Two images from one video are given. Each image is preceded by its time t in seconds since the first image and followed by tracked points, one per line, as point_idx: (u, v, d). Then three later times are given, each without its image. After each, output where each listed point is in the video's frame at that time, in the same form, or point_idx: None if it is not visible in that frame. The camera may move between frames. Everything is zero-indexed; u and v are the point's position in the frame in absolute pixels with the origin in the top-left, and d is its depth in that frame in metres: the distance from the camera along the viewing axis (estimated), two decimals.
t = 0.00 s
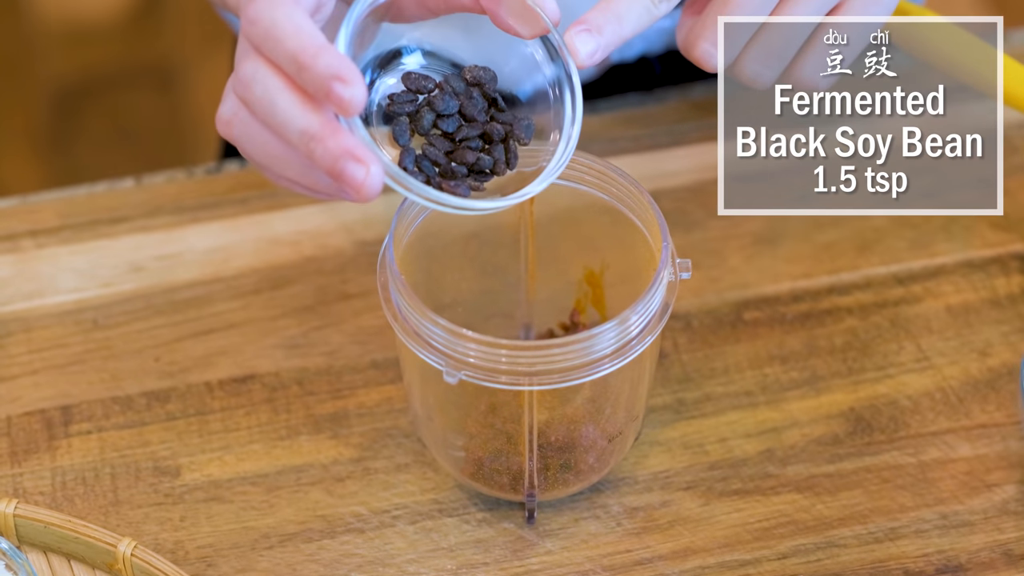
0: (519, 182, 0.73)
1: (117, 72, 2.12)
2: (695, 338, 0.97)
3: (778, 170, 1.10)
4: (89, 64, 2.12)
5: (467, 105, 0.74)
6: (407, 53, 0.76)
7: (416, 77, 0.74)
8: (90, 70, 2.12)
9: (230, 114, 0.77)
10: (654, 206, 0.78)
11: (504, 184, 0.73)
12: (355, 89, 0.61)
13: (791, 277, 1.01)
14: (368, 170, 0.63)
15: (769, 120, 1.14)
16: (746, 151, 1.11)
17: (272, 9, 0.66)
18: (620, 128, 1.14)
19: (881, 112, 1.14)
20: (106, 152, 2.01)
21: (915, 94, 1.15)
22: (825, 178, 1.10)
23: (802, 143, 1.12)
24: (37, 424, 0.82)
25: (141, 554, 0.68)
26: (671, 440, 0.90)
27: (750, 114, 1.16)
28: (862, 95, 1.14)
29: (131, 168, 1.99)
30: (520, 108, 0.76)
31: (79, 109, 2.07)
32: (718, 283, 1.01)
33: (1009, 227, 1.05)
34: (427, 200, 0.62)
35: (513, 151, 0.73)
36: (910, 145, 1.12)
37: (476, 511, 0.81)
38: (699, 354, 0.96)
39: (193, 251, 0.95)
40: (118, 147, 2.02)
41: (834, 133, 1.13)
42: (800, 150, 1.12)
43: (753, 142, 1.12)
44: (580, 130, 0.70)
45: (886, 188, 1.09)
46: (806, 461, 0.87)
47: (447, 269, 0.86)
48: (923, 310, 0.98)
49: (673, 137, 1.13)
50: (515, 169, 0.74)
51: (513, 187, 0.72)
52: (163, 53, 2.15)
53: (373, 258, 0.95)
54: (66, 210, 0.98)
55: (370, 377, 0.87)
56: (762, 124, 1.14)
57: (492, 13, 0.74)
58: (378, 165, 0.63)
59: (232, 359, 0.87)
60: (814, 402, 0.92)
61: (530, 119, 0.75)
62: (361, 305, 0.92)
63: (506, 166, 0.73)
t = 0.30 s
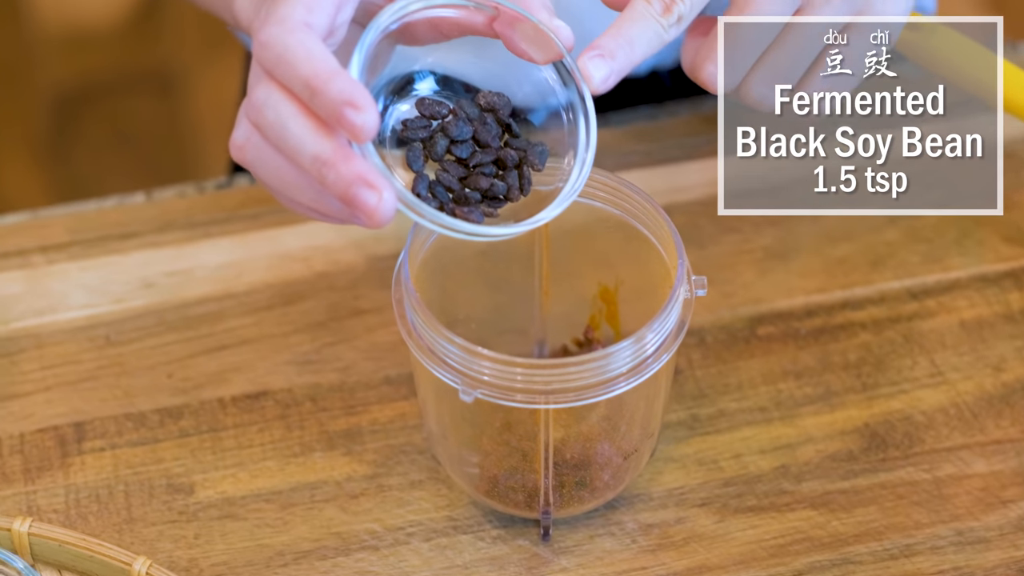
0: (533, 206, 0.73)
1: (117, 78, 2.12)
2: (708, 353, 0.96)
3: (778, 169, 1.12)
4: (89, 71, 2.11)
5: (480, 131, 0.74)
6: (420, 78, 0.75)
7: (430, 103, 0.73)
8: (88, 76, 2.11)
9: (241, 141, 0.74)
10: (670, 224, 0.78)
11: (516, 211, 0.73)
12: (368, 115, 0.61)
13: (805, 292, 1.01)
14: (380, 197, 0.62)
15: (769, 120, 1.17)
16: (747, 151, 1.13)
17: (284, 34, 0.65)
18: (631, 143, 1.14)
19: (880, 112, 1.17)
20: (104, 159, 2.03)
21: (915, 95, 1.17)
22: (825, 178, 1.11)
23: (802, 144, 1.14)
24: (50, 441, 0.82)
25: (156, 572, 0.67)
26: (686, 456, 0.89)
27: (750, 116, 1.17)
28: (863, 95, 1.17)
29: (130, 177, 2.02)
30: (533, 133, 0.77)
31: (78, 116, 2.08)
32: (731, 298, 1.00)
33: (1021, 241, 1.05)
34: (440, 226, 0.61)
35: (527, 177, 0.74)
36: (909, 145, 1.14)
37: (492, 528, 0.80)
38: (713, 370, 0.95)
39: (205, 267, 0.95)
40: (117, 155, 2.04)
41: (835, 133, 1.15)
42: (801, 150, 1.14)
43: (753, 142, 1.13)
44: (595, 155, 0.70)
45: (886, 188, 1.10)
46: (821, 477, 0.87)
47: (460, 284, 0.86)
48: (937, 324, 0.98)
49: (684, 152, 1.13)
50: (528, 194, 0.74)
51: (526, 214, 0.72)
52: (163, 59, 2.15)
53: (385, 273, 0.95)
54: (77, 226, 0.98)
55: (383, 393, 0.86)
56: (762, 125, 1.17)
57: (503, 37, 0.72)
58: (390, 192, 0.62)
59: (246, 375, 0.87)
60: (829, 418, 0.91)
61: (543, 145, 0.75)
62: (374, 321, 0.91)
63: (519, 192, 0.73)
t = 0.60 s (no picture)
0: (548, 236, 0.73)
1: (124, 84, 2.11)
2: (724, 374, 0.96)
3: (777, 170, 1.13)
4: (96, 76, 2.11)
5: (496, 159, 0.74)
6: (436, 106, 0.74)
7: (446, 131, 0.73)
8: (95, 82, 2.11)
9: (256, 167, 0.74)
10: (688, 246, 0.77)
11: (531, 241, 0.73)
12: (383, 143, 0.60)
13: (821, 312, 1.00)
14: (396, 226, 0.61)
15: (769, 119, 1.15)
16: (747, 151, 1.14)
17: (299, 62, 0.65)
18: (647, 162, 1.14)
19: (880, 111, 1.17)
20: (110, 163, 2.03)
21: (915, 94, 1.16)
22: (825, 178, 1.12)
23: (802, 143, 1.12)
24: (64, 462, 0.82)
25: None
26: (703, 478, 0.88)
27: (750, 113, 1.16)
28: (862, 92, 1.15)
29: (135, 179, 2.01)
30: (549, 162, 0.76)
31: (85, 121, 2.07)
32: (747, 318, 1.00)
33: None
34: (454, 255, 0.61)
35: (542, 207, 0.73)
36: (910, 144, 1.15)
37: (507, 551, 0.79)
38: (730, 391, 0.94)
39: (219, 285, 0.94)
40: (123, 159, 2.03)
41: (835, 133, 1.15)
42: (801, 150, 1.13)
43: (754, 142, 1.13)
44: (610, 185, 0.70)
45: (886, 188, 1.11)
46: (839, 500, 0.86)
47: (478, 307, 0.85)
48: (955, 345, 0.97)
49: (699, 171, 1.12)
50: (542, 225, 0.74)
51: (541, 244, 0.72)
52: (170, 65, 2.15)
53: (400, 293, 0.94)
54: (91, 244, 0.98)
55: (399, 414, 0.86)
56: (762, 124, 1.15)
57: (519, 65, 0.72)
58: (406, 220, 0.61)
59: (261, 396, 0.86)
60: (846, 440, 0.90)
61: (560, 175, 0.74)
62: (389, 340, 0.91)
63: (534, 222, 0.73)
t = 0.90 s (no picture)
0: (553, 258, 0.74)
1: (129, 89, 2.12)
2: (726, 387, 0.95)
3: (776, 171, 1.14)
4: (100, 81, 2.13)
5: (502, 179, 0.74)
6: (441, 125, 0.75)
7: (452, 152, 0.74)
8: (99, 86, 2.12)
9: (260, 187, 0.73)
10: (689, 260, 0.78)
11: (538, 261, 0.75)
12: (388, 165, 0.60)
13: (823, 325, 1.00)
14: (401, 246, 0.61)
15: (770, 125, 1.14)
16: (746, 151, 1.14)
17: (303, 83, 0.65)
18: (650, 174, 1.14)
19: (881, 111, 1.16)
20: (115, 166, 2.02)
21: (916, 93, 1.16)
22: (825, 178, 1.12)
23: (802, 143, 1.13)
24: (64, 473, 0.81)
25: None
26: (704, 491, 0.88)
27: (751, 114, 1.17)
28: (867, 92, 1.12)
29: (140, 181, 2.00)
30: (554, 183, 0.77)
31: (89, 125, 2.07)
32: (749, 332, 0.99)
33: None
34: (460, 274, 0.62)
35: (549, 226, 0.73)
36: (910, 145, 1.15)
37: (508, 564, 0.79)
38: (731, 405, 0.94)
39: (220, 296, 0.94)
40: (128, 162, 2.03)
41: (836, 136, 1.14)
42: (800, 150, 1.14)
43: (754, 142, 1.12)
44: (617, 204, 0.70)
45: (886, 188, 1.11)
46: (840, 514, 0.85)
47: (479, 319, 0.85)
48: (957, 359, 0.97)
49: (702, 182, 1.12)
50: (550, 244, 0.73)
51: (547, 263, 0.74)
52: (176, 71, 2.16)
53: (402, 304, 0.94)
54: (92, 254, 0.98)
55: (400, 427, 0.86)
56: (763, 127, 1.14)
57: (523, 83, 0.72)
58: (411, 241, 0.61)
59: (262, 408, 0.86)
60: (847, 454, 0.90)
61: (566, 195, 0.74)
62: (391, 352, 0.91)
63: (542, 241, 0.73)
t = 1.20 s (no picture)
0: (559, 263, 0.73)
1: (136, 91, 2.13)
2: (727, 394, 0.95)
3: (776, 170, 1.15)
4: (107, 83, 2.13)
5: (509, 183, 0.74)
6: (447, 129, 0.74)
7: (458, 155, 0.73)
8: (108, 88, 2.13)
9: (266, 189, 0.73)
10: (690, 267, 0.78)
11: (544, 265, 0.73)
12: (392, 167, 0.60)
13: (825, 332, 1.00)
14: (405, 249, 0.61)
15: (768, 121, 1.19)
16: (747, 151, 1.15)
17: (309, 85, 0.65)
18: (653, 180, 1.14)
19: (881, 111, 1.17)
20: (122, 168, 2.02)
21: (915, 94, 1.16)
22: (825, 178, 1.13)
23: (802, 144, 1.15)
24: (64, 477, 0.81)
25: None
26: (704, 498, 0.88)
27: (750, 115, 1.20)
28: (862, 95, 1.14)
29: (147, 183, 2.00)
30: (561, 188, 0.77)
31: (96, 126, 2.07)
32: (750, 338, 0.99)
33: None
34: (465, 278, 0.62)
35: (555, 231, 0.73)
36: (910, 145, 1.15)
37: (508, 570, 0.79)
38: (733, 411, 0.94)
39: (221, 301, 0.94)
40: (136, 165, 2.03)
41: (834, 133, 1.17)
42: (801, 150, 1.15)
43: (753, 142, 1.16)
44: (624, 207, 0.70)
45: (886, 188, 1.11)
46: (840, 521, 0.85)
47: (479, 325, 0.85)
48: (959, 366, 0.96)
49: (705, 188, 1.12)
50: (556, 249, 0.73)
51: (553, 267, 0.72)
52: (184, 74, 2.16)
53: (403, 309, 0.94)
54: (94, 258, 0.98)
55: (401, 432, 0.85)
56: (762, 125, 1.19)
57: (530, 87, 0.71)
58: (415, 244, 0.61)
59: (262, 413, 0.86)
60: (848, 461, 0.90)
61: (574, 200, 0.74)
62: (392, 357, 0.91)
63: (548, 245, 0.73)
